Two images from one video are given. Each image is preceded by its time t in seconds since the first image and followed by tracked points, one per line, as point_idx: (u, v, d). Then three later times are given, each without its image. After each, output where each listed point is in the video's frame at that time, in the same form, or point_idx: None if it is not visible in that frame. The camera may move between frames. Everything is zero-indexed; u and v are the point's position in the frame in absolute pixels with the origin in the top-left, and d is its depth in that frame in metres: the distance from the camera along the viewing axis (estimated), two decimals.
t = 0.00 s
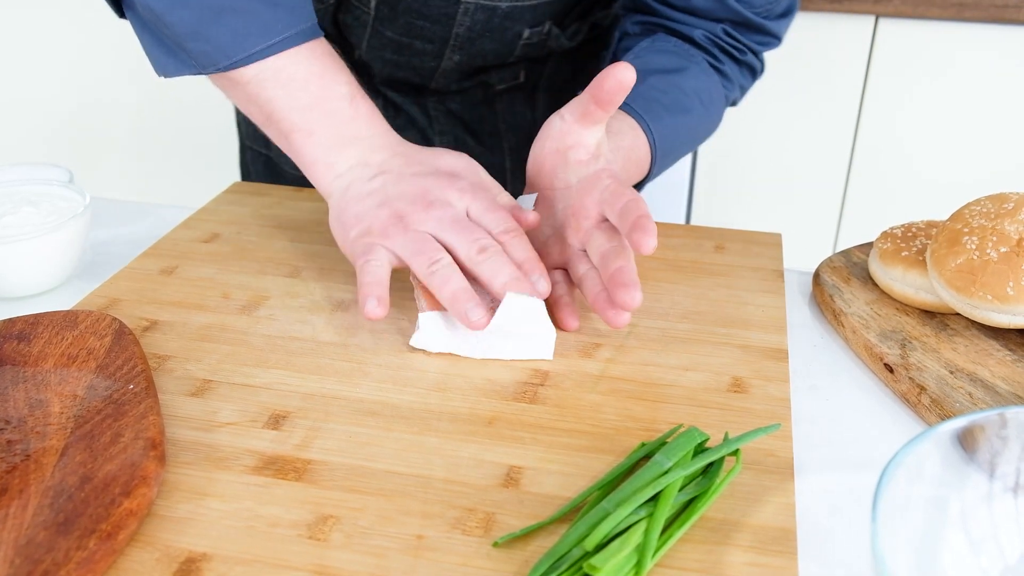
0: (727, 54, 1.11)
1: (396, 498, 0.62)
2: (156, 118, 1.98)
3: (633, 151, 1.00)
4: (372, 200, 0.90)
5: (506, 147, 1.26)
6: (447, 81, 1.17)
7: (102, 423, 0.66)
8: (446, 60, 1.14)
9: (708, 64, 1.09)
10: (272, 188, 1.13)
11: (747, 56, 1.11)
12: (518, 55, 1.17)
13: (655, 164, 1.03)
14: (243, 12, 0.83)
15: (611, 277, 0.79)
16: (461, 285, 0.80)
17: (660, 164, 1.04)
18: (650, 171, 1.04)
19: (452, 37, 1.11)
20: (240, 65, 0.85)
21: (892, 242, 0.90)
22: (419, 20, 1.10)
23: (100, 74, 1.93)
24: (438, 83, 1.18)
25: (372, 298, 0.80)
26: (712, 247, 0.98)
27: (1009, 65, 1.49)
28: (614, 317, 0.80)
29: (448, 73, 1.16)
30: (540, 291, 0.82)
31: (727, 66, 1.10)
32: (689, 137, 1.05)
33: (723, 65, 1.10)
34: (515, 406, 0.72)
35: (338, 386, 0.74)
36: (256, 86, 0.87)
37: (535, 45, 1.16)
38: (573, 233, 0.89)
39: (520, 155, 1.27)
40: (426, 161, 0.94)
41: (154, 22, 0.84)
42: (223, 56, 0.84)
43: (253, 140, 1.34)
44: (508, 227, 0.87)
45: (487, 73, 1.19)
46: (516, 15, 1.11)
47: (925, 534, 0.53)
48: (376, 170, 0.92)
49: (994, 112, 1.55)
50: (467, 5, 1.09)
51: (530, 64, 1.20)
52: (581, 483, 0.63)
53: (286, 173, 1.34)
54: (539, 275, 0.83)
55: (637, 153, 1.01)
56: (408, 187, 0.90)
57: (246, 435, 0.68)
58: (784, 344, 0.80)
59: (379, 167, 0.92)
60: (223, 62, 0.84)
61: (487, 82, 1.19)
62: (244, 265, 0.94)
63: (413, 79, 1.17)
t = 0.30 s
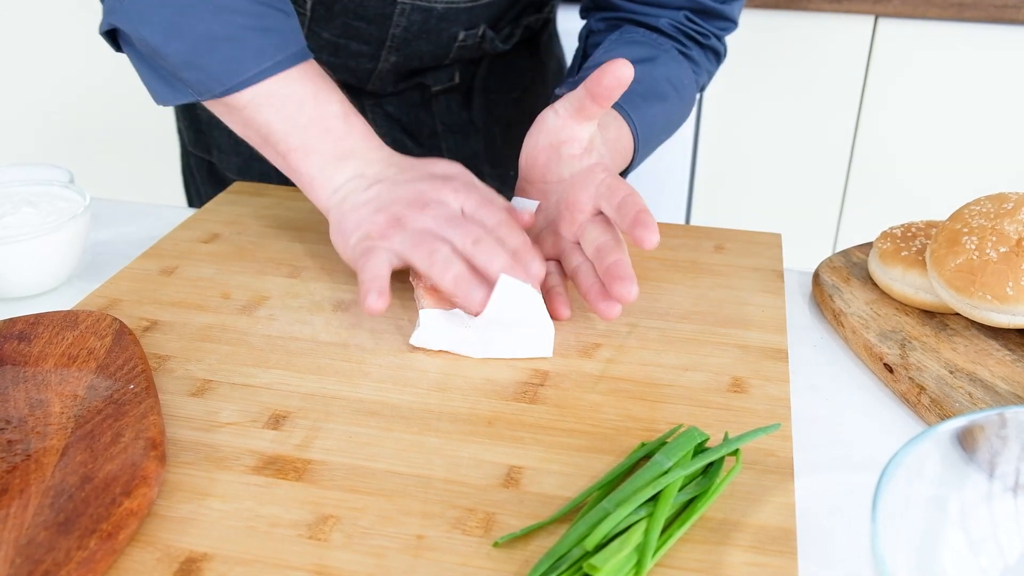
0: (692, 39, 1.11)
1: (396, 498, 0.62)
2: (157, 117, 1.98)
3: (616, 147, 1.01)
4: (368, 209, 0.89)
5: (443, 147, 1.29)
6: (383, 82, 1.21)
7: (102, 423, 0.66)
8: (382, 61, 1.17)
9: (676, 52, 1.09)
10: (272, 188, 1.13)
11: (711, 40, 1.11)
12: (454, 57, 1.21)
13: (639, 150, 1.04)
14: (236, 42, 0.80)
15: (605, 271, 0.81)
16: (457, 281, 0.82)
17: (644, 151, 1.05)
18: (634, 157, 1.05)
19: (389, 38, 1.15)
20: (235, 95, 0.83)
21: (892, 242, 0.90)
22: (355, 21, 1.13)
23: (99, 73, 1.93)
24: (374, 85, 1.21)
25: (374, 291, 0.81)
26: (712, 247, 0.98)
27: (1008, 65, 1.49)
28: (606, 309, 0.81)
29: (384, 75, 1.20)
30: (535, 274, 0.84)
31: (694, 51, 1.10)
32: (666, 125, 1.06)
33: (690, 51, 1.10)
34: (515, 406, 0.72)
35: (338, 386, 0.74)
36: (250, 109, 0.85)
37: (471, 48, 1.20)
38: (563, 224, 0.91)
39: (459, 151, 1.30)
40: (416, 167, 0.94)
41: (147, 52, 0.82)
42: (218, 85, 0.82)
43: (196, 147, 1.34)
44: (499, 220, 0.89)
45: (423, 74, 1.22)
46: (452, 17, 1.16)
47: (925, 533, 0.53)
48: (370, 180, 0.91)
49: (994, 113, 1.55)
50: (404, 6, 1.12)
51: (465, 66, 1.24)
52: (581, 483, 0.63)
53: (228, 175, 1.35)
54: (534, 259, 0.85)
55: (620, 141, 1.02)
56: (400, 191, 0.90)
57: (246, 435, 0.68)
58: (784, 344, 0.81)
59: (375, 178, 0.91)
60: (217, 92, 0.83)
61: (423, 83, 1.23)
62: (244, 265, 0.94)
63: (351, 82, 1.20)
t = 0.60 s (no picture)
0: (669, 33, 1.15)
1: (396, 498, 0.62)
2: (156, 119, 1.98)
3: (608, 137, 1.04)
4: (366, 199, 0.91)
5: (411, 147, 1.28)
6: (352, 85, 1.19)
7: (102, 424, 0.66)
8: (350, 64, 1.16)
9: (655, 44, 1.13)
10: (271, 189, 1.13)
11: (685, 33, 1.16)
12: (421, 62, 1.19)
13: (626, 138, 1.07)
14: (221, 39, 0.80)
15: (599, 274, 0.86)
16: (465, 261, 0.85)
17: (631, 138, 1.07)
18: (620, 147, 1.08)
19: (357, 42, 1.14)
20: (220, 95, 0.83)
21: (891, 243, 0.90)
22: (323, 24, 1.12)
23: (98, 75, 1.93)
24: (342, 89, 1.20)
25: (390, 270, 0.85)
26: (712, 248, 0.98)
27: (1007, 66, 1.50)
28: (592, 312, 0.84)
29: (353, 79, 1.18)
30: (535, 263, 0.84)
31: (671, 43, 1.15)
32: (650, 113, 1.09)
33: (668, 43, 1.14)
34: (514, 407, 0.72)
35: (337, 387, 0.74)
36: (239, 107, 0.85)
37: (438, 53, 1.19)
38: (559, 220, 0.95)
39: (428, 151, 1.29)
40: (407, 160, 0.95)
41: (126, 54, 0.81)
42: (204, 82, 0.81)
43: (166, 151, 1.33)
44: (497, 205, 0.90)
45: (390, 76, 1.21)
46: (419, 22, 1.14)
47: (925, 534, 0.53)
48: (364, 171, 0.91)
49: (993, 113, 1.56)
50: (372, 10, 1.11)
51: (431, 68, 1.23)
52: (581, 484, 0.63)
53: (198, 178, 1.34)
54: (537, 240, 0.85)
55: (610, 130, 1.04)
56: (394, 185, 0.91)
57: (246, 436, 0.68)
58: (784, 345, 0.81)
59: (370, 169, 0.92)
60: (201, 91, 0.82)
61: (391, 85, 1.21)
62: (244, 266, 0.94)
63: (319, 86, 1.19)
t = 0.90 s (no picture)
0: (660, 35, 1.15)
1: (395, 499, 0.62)
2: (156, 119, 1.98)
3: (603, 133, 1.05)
4: (363, 192, 0.95)
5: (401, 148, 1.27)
6: (341, 87, 1.19)
7: (102, 425, 0.66)
8: (339, 66, 1.16)
9: (647, 44, 1.13)
10: (271, 190, 1.13)
11: (676, 35, 1.16)
12: (410, 64, 1.19)
13: (620, 135, 1.08)
14: (211, 39, 0.82)
15: (588, 259, 0.84)
16: (469, 244, 0.87)
17: (625, 135, 1.08)
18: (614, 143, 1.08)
19: (346, 44, 1.14)
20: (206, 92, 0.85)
21: (891, 243, 0.90)
22: (313, 27, 1.12)
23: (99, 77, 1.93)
24: (332, 91, 1.19)
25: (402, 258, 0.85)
26: (711, 248, 0.98)
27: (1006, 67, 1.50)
28: (582, 295, 0.85)
29: (342, 81, 1.18)
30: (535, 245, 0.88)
31: (662, 44, 1.15)
32: (641, 112, 1.09)
33: (659, 44, 1.14)
34: (515, 407, 0.72)
35: (338, 388, 0.74)
36: (228, 104, 0.88)
37: (427, 55, 1.19)
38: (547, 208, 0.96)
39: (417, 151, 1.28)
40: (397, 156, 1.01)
41: (108, 51, 0.82)
42: (194, 80, 0.84)
43: (158, 151, 1.33)
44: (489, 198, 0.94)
45: (379, 78, 1.20)
46: (408, 25, 1.15)
47: (926, 534, 0.53)
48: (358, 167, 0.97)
49: (992, 113, 1.55)
50: (362, 12, 1.12)
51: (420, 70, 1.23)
52: (581, 484, 0.63)
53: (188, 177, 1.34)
54: (530, 232, 0.89)
55: (604, 128, 1.05)
56: (388, 180, 0.96)
57: (246, 437, 0.68)
58: (784, 345, 0.81)
59: (358, 163, 0.97)
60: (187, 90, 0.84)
61: (380, 87, 1.21)
62: (244, 267, 0.94)
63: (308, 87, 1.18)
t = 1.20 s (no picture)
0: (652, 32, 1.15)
1: (395, 500, 0.62)
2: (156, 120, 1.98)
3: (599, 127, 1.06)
4: (353, 188, 0.99)
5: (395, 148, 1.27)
6: (334, 88, 1.19)
7: (102, 427, 0.66)
8: (332, 67, 1.17)
9: (641, 41, 1.13)
10: (270, 191, 1.13)
11: (668, 33, 1.16)
12: (402, 65, 1.20)
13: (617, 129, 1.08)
14: (198, 37, 0.86)
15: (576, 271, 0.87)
16: (457, 240, 0.91)
17: (621, 129, 1.09)
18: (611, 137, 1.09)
19: (338, 45, 1.14)
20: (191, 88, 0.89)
21: (891, 243, 0.90)
22: (305, 28, 1.13)
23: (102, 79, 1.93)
24: (325, 91, 1.20)
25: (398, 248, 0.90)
26: (711, 248, 0.98)
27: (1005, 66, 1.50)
28: (569, 303, 0.86)
29: (335, 82, 1.18)
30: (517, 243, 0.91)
31: (656, 40, 1.15)
32: (635, 107, 1.09)
33: (652, 40, 1.14)
34: (515, 408, 0.72)
35: (338, 389, 0.74)
36: (219, 99, 0.92)
37: (419, 57, 1.19)
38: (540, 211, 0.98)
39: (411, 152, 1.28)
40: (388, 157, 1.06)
41: (98, 46, 0.85)
42: (185, 75, 0.87)
43: (155, 150, 1.33)
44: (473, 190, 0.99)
45: (372, 79, 1.20)
46: (400, 26, 1.15)
47: (925, 534, 0.53)
48: (345, 165, 1.01)
49: (991, 112, 1.56)
50: (354, 14, 1.12)
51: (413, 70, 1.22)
52: (581, 485, 0.63)
53: (185, 177, 1.34)
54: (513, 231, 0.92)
55: (601, 124, 1.06)
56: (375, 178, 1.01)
57: (246, 438, 0.68)
58: (785, 345, 0.81)
59: (348, 160, 1.02)
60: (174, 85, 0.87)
61: (373, 87, 1.21)
62: (244, 268, 0.94)
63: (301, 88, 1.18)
